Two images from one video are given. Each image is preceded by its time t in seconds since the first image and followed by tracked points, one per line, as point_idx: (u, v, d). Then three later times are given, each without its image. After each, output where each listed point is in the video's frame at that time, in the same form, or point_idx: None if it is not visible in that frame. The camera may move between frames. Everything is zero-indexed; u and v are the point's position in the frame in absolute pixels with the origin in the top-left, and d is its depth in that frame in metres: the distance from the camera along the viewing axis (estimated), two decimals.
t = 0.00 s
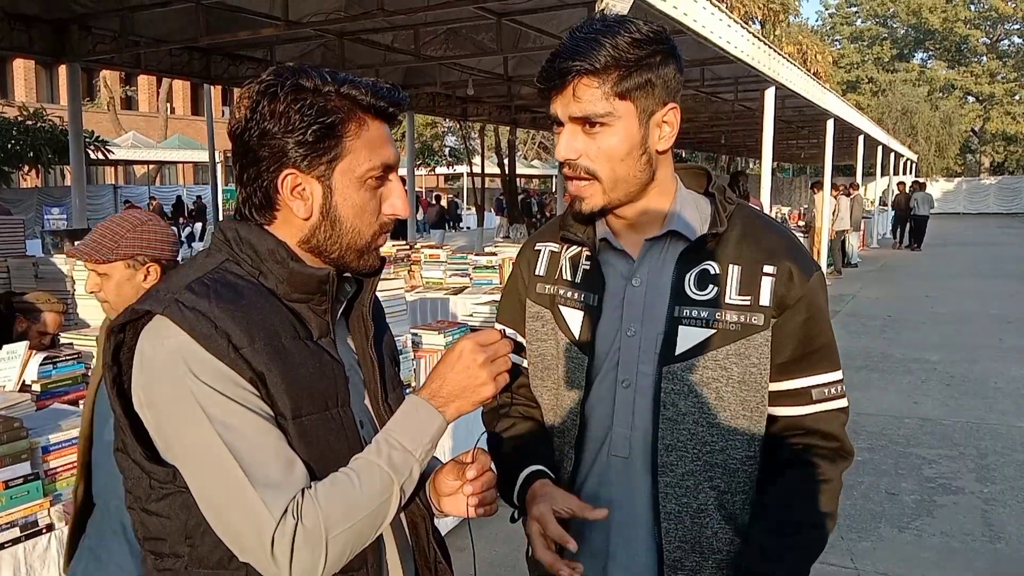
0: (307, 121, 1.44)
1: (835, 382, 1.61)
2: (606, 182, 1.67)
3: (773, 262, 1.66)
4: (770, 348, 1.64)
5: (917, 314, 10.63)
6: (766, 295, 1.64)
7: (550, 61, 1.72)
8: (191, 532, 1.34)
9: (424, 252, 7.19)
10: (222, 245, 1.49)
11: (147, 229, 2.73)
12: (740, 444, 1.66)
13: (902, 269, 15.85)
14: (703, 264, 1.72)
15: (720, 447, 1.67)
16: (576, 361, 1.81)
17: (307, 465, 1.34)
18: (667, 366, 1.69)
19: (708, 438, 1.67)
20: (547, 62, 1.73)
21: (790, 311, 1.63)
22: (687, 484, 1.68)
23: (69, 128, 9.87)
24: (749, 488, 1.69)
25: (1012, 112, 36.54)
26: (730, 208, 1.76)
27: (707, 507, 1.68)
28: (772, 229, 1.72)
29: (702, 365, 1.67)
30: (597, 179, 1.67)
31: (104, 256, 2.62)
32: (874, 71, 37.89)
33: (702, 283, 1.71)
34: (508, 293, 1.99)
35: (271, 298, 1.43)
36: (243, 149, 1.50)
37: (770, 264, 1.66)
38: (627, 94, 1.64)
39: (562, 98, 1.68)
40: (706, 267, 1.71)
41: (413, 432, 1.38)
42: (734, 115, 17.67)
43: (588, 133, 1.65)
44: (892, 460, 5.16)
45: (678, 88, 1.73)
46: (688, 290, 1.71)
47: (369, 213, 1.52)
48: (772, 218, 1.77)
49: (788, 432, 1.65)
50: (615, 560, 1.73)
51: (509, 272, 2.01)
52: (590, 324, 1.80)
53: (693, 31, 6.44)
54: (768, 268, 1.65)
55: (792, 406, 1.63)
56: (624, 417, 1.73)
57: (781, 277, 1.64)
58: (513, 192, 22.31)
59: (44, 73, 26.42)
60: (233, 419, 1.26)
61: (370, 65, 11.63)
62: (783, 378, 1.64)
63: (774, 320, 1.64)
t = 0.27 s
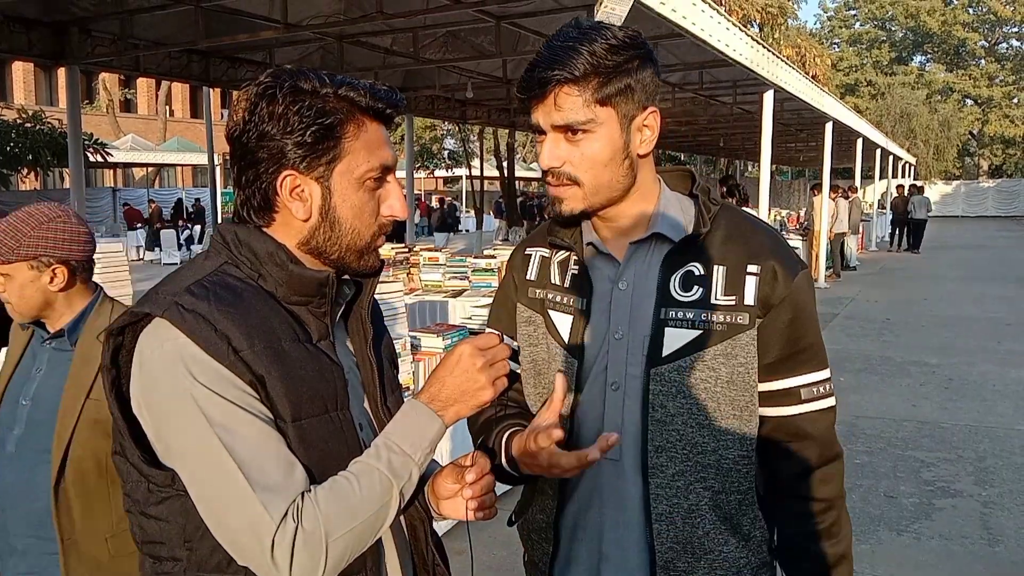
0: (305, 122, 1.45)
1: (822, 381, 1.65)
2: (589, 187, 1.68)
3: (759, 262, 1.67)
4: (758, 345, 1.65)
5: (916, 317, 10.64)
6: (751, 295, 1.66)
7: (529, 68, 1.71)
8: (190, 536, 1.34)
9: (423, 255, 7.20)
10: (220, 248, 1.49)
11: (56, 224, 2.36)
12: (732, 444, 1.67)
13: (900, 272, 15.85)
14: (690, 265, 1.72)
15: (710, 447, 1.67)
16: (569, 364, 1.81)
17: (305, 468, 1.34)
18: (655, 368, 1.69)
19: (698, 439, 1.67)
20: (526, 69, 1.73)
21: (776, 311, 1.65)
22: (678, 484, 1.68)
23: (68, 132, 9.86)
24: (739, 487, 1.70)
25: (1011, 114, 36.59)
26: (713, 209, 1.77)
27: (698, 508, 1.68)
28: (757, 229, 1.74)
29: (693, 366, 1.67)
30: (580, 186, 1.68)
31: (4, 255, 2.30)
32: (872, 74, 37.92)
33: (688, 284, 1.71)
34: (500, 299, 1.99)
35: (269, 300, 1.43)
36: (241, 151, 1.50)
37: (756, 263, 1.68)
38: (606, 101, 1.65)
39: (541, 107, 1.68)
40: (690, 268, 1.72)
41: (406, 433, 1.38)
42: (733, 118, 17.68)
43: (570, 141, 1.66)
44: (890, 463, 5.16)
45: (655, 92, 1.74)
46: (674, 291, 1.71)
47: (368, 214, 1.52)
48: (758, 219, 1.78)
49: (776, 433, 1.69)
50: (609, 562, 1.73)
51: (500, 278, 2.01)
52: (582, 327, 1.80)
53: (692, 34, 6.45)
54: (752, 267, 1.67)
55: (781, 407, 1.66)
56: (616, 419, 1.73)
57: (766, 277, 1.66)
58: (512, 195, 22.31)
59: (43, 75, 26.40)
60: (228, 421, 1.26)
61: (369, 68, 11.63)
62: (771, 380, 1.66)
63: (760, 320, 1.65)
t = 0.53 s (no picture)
0: (306, 124, 1.45)
1: (814, 376, 1.70)
2: (581, 185, 1.68)
3: (755, 259, 1.70)
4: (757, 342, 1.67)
5: (915, 318, 10.64)
6: (750, 292, 1.67)
7: (521, 68, 1.71)
8: (189, 539, 1.34)
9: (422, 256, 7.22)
10: (217, 249, 1.49)
11: None
12: (735, 443, 1.67)
13: (900, 274, 15.86)
14: (687, 264, 1.73)
15: (713, 446, 1.67)
16: (566, 368, 1.79)
17: (306, 469, 1.34)
18: (656, 367, 1.69)
19: (701, 438, 1.67)
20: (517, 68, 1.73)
21: (771, 310, 1.68)
22: (681, 483, 1.68)
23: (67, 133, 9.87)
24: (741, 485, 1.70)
25: (1009, 117, 36.64)
26: (706, 209, 1.79)
27: (702, 506, 1.68)
28: (751, 228, 1.76)
29: (694, 365, 1.68)
30: (571, 184, 1.69)
31: None
32: (871, 76, 37.96)
33: (686, 283, 1.72)
34: (488, 304, 1.97)
35: (269, 302, 1.43)
36: (241, 152, 1.50)
37: (753, 261, 1.70)
38: (599, 100, 1.65)
39: (532, 105, 1.68)
40: (689, 268, 1.73)
41: (410, 435, 1.38)
42: (732, 120, 17.70)
43: (563, 140, 1.66)
44: (889, 465, 5.16)
45: (645, 93, 1.75)
46: (671, 290, 1.72)
47: (367, 217, 1.52)
48: (751, 218, 1.80)
49: (770, 428, 1.71)
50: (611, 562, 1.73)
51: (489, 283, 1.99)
52: (578, 329, 1.79)
53: (690, 36, 6.46)
54: (750, 266, 1.69)
55: (778, 402, 1.69)
56: (616, 419, 1.73)
57: (763, 274, 1.69)
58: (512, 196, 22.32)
59: (42, 77, 26.40)
60: (228, 422, 1.26)
61: (368, 69, 11.64)
62: (770, 376, 1.69)
63: (758, 318, 1.67)
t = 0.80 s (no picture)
0: (309, 122, 1.44)
1: (812, 374, 1.69)
2: (583, 182, 1.68)
3: (751, 256, 1.69)
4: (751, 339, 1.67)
5: (915, 317, 10.63)
6: (745, 288, 1.67)
7: (523, 65, 1.70)
8: (190, 538, 1.33)
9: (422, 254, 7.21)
10: (217, 248, 1.49)
11: None
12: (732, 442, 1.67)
13: (900, 273, 15.85)
14: (684, 261, 1.72)
15: (710, 444, 1.67)
16: (564, 365, 1.78)
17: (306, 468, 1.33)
18: (653, 365, 1.68)
19: (698, 435, 1.67)
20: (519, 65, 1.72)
21: (766, 307, 1.67)
22: (679, 481, 1.67)
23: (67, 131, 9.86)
24: (739, 483, 1.69)
25: (1009, 115, 36.61)
26: (704, 206, 1.78)
27: (700, 504, 1.67)
28: (747, 225, 1.76)
29: (691, 362, 1.67)
30: (573, 181, 1.68)
31: None
32: (871, 74, 37.93)
33: (683, 281, 1.71)
34: (484, 304, 1.96)
35: (270, 301, 1.43)
36: (242, 150, 1.49)
37: (748, 257, 1.69)
38: (601, 97, 1.65)
39: (536, 101, 1.67)
40: (685, 265, 1.72)
41: (409, 433, 1.38)
42: (732, 118, 17.69)
43: (564, 137, 1.65)
44: (889, 463, 5.16)
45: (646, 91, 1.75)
46: (669, 287, 1.71)
47: (369, 215, 1.52)
48: (748, 215, 1.80)
49: (764, 426, 1.70)
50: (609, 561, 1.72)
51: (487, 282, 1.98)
52: (576, 328, 1.78)
53: (691, 34, 6.45)
54: (745, 262, 1.68)
55: (773, 400, 1.68)
56: (613, 417, 1.72)
57: (758, 271, 1.68)
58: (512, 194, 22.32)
59: (42, 75, 26.39)
60: (227, 420, 1.26)
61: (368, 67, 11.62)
62: (766, 373, 1.68)
63: (753, 315, 1.67)
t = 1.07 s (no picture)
0: (312, 124, 1.45)
1: (810, 376, 1.68)
2: (580, 183, 1.68)
3: (747, 257, 1.69)
4: (746, 339, 1.67)
5: (916, 320, 10.62)
6: (740, 291, 1.67)
7: (518, 69, 1.71)
8: (191, 540, 1.34)
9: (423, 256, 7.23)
10: (220, 251, 1.49)
11: None
12: (727, 442, 1.67)
13: (901, 275, 15.84)
14: (680, 263, 1.72)
15: (706, 445, 1.67)
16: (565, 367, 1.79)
17: (307, 472, 1.34)
18: (649, 366, 1.69)
19: (695, 437, 1.67)
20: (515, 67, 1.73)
21: (762, 308, 1.66)
22: (674, 482, 1.68)
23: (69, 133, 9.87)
24: (735, 486, 1.69)
25: (1011, 117, 36.61)
26: (700, 208, 1.78)
27: (696, 505, 1.68)
28: (745, 226, 1.76)
29: (688, 365, 1.67)
30: (571, 182, 1.68)
31: None
32: (872, 77, 37.94)
33: (679, 282, 1.71)
34: (489, 305, 1.98)
35: (273, 304, 1.43)
36: (245, 152, 1.50)
37: (744, 258, 1.69)
38: (597, 98, 1.65)
39: (531, 102, 1.68)
40: (681, 266, 1.72)
41: (410, 436, 1.38)
42: (733, 120, 17.71)
43: (561, 139, 1.66)
44: (891, 466, 5.16)
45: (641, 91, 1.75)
46: (665, 289, 1.71)
47: (372, 218, 1.52)
48: (746, 216, 1.80)
49: (763, 428, 1.69)
50: (606, 563, 1.72)
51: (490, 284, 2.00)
52: (575, 330, 1.79)
53: (693, 36, 6.47)
54: (741, 264, 1.68)
55: (769, 402, 1.67)
56: (611, 418, 1.73)
57: (754, 271, 1.67)
58: (513, 196, 22.33)
59: (44, 77, 26.44)
60: (228, 423, 1.26)
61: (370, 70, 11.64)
62: (761, 375, 1.68)
63: (749, 317, 1.67)
